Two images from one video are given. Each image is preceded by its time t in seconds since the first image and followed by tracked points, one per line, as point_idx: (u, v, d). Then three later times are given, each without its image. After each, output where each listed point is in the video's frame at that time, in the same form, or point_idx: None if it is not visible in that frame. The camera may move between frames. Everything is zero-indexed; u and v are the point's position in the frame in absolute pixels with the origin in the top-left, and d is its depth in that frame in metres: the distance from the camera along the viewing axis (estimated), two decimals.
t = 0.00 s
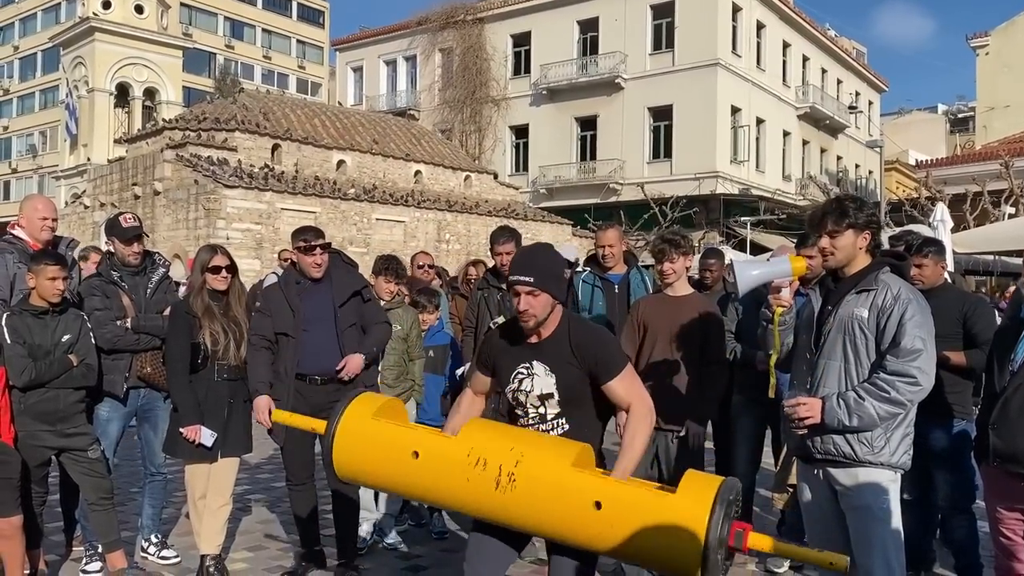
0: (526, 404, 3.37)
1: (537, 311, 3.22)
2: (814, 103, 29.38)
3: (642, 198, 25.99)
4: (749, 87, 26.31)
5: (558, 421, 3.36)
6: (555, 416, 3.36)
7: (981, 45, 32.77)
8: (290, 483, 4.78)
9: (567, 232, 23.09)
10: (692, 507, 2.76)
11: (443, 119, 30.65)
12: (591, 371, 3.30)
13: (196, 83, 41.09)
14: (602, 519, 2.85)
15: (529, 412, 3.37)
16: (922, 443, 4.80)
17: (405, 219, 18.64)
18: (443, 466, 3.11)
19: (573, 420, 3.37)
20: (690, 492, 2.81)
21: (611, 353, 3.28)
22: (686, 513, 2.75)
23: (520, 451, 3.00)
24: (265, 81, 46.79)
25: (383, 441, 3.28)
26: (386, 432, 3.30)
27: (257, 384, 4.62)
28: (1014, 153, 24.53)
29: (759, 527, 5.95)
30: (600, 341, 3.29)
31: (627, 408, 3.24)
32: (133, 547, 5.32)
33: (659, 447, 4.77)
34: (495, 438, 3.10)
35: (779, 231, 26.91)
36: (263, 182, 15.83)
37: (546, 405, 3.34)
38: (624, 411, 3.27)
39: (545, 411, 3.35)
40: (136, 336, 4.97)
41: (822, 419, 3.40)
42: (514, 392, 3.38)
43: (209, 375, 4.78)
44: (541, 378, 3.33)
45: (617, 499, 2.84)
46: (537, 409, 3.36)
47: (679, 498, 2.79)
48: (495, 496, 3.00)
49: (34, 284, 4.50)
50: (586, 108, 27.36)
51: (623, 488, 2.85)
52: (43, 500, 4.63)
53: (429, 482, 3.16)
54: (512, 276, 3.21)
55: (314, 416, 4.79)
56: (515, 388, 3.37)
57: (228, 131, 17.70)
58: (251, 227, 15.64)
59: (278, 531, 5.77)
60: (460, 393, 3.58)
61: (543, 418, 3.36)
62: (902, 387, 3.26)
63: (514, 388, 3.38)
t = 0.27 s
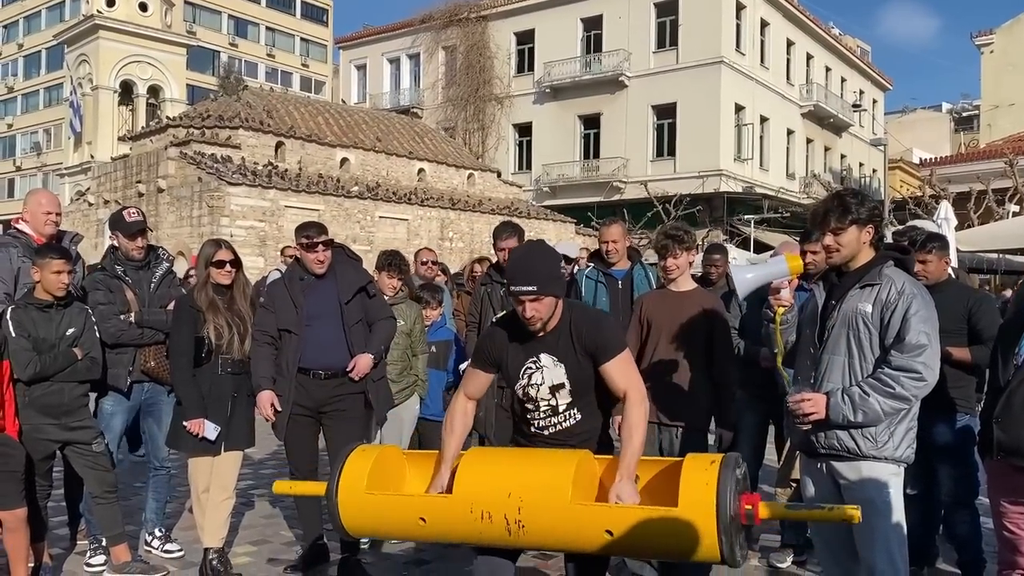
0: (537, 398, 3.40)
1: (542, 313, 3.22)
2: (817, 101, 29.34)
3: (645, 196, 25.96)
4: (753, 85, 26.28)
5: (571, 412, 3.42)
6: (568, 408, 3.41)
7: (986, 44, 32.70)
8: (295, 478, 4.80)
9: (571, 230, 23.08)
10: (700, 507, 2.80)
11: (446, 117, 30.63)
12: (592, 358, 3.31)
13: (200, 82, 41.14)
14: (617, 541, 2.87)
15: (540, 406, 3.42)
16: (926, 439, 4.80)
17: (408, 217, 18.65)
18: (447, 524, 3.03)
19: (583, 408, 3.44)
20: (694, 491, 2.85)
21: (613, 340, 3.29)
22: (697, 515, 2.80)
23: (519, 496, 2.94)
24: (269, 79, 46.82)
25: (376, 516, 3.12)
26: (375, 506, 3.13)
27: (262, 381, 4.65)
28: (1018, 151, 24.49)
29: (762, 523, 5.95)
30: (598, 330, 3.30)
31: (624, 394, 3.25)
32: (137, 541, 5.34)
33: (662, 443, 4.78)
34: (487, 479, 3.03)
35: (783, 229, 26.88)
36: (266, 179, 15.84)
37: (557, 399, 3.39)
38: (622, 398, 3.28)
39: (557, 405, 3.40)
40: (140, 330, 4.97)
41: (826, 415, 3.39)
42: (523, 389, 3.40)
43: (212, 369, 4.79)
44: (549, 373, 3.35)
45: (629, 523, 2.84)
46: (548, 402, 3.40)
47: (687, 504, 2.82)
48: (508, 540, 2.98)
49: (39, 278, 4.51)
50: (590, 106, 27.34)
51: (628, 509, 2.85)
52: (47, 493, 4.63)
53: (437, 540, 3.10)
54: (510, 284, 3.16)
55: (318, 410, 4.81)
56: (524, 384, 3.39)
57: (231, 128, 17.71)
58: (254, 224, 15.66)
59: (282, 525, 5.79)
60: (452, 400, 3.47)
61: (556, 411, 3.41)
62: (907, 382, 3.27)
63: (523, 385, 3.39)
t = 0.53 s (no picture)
0: (537, 373, 3.39)
1: (549, 285, 3.25)
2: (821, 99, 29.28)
3: (649, 195, 25.92)
4: (756, 83, 26.23)
5: (570, 391, 3.40)
6: (567, 386, 3.40)
7: (991, 42, 32.62)
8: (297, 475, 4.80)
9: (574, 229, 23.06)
10: (704, 467, 2.81)
11: (449, 115, 30.60)
12: (595, 333, 3.35)
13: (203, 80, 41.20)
14: (620, 508, 2.88)
15: (538, 383, 3.41)
16: (929, 437, 4.78)
17: (411, 215, 18.65)
18: (447, 500, 3.03)
19: (581, 387, 3.41)
20: (698, 454, 2.86)
21: (615, 318, 3.33)
22: (700, 475, 2.80)
23: (523, 465, 2.95)
24: (272, 78, 46.82)
25: (378, 496, 3.11)
26: (377, 487, 3.12)
27: (264, 376, 4.66)
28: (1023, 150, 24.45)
29: (766, 521, 5.94)
30: (604, 307, 3.34)
31: (623, 374, 3.28)
32: (140, 538, 5.34)
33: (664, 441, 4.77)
34: (491, 451, 3.04)
35: (786, 227, 26.84)
36: (270, 177, 15.85)
37: (556, 374, 3.38)
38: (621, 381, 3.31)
39: (556, 382, 3.39)
40: (142, 328, 4.98)
41: (829, 413, 3.37)
42: (523, 364, 3.39)
43: (215, 366, 4.79)
44: (552, 347, 3.35)
45: (631, 487, 2.86)
46: (547, 377, 3.39)
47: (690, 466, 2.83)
48: (512, 515, 2.98)
49: (42, 276, 4.52)
50: (594, 104, 27.31)
51: (631, 474, 2.86)
52: (50, 490, 4.64)
53: (438, 519, 3.09)
54: (522, 257, 3.18)
55: (319, 407, 4.81)
56: (525, 359, 3.39)
57: (235, 127, 17.71)
58: (258, 223, 15.66)
59: (284, 523, 5.79)
60: (457, 387, 3.46)
61: (554, 388, 3.40)
62: (909, 380, 3.25)
63: (524, 359, 3.39)
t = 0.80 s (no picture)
0: (533, 377, 3.39)
1: (550, 288, 3.26)
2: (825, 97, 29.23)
3: (652, 192, 25.90)
4: (760, 80, 26.19)
5: (566, 397, 3.40)
6: (563, 392, 3.39)
7: (995, 39, 32.54)
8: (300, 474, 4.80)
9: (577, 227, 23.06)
10: (702, 492, 2.86)
11: (452, 113, 30.59)
12: (595, 341, 3.34)
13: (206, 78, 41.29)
14: (614, 521, 2.94)
15: (534, 387, 3.41)
16: (933, 435, 4.78)
17: (415, 213, 18.66)
18: (444, 495, 3.13)
19: (578, 395, 3.40)
20: (699, 480, 2.90)
21: (615, 328, 3.32)
22: (697, 498, 2.86)
23: (521, 469, 3.02)
24: (275, 76, 46.86)
25: (379, 481, 3.24)
26: (378, 472, 3.25)
27: (267, 375, 4.67)
28: None
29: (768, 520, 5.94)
30: (603, 315, 3.34)
31: (621, 388, 3.27)
32: (144, 536, 5.36)
33: (667, 440, 4.77)
34: (493, 450, 3.12)
35: (790, 225, 26.79)
36: (273, 176, 15.86)
37: (552, 380, 3.37)
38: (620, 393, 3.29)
39: (551, 388, 3.39)
40: (145, 327, 5.00)
41: (833, 414, 3.37)
42: (519, 366, 3.40)
43: (218, 365, 4.80)
44: (550, 352, 3.35)
45: (625, 500, 2.92)
46: (542, 382, 3.39)
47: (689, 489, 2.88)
48: (505, 518, 3.05)
49: (45, 274, 4.53)
50: (597, 102, 27.28)
51: (629, 489, 2.93)
52: (54, 489, 4.65)
53: (434, 512, 3.19)
54: (522, 258, 3.21)
55: (321, 406, 4.82)
56: (521, 364, 3.39)
57: (238, 125, 17.72)
58: (261, 221, 15.67)
59: (287, 521, 5.80)
60: (454, 383, 3.50)
61: (550, 394, 3.40)
62: (913, 381, 3.25)
63: (520, 362, 3.40)
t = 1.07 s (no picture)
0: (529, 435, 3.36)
1: (540, 350, 3.16)
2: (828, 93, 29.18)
3: (655, 189, 25.87)
4: (763, 77, 26.14)
5: (563, 446, 3.37)
6: (559, 444, 3.36)
7: (999, 35, 32.46)
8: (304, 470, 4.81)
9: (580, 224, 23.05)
10: (700, 515, 2.83)
11: (455, 110, 30.58)
12: (592, 392, 3.29)
13: (209, 76, 41.30)
14: (614, 548, 2.93)
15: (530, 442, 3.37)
16: (941, 431, 4.78)
17: (418, 210, 18.67)
18: (444, 519, 3.12)
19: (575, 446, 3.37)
20: (699, 501, 2.86)
21: (611, 374, 3.25)
22: (697, 522, 2.83)
23: (520, 495, 2.99)
24: (278, 73, 46.90)
25: (379, 502, 3.25)
26: (377, 493, 3.26)
27: (271, 371, 4.70)
28: None
29: (772, 516, 5.97)
30: (596, 361, 3.27)
31: (631, 416, 3.24)
32: (149, 533, 5.37)
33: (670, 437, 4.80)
34: (492, 472, 3.09)
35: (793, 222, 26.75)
36: (276, 173, 15.88)
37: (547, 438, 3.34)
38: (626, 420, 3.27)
39: (547, 444, 3.36)
40: (148, 324, 5.01)
41: (834, 412, 3.38)
42: (513, 422, 3.36)
43: (222, 361, 4.80)
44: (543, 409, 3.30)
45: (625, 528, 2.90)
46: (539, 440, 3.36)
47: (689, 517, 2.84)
48: (505, 542, 3.03)
49: (50, 272, 4.54)
50: (600, 99, 27.24)
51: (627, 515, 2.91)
52: (58, 485, 4.66)
53: (434, 535, 3.19)
54: (509, 320, 3.12)
55: (325, 403, 4.82)
56: (515, 418, 3.34)
57: (241, 122, 17.73)
58: (264, 218, 15.69)
59: (291, 518, 5.81)
60: (438, 405, 3.46)
61: (546, 448, 3.36)
62: (914, 378, 3.24)
63: (513, 419, 3.36)
